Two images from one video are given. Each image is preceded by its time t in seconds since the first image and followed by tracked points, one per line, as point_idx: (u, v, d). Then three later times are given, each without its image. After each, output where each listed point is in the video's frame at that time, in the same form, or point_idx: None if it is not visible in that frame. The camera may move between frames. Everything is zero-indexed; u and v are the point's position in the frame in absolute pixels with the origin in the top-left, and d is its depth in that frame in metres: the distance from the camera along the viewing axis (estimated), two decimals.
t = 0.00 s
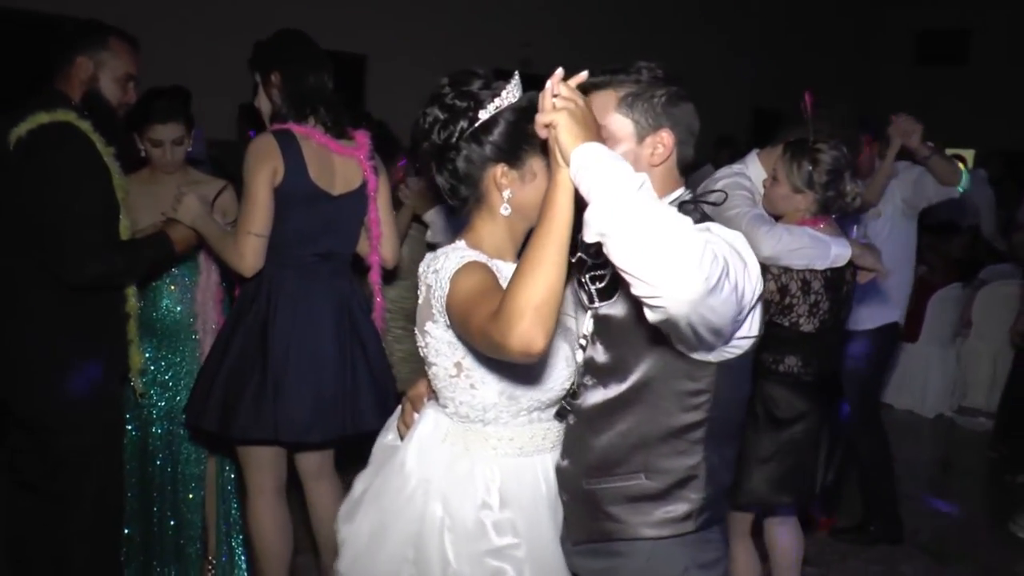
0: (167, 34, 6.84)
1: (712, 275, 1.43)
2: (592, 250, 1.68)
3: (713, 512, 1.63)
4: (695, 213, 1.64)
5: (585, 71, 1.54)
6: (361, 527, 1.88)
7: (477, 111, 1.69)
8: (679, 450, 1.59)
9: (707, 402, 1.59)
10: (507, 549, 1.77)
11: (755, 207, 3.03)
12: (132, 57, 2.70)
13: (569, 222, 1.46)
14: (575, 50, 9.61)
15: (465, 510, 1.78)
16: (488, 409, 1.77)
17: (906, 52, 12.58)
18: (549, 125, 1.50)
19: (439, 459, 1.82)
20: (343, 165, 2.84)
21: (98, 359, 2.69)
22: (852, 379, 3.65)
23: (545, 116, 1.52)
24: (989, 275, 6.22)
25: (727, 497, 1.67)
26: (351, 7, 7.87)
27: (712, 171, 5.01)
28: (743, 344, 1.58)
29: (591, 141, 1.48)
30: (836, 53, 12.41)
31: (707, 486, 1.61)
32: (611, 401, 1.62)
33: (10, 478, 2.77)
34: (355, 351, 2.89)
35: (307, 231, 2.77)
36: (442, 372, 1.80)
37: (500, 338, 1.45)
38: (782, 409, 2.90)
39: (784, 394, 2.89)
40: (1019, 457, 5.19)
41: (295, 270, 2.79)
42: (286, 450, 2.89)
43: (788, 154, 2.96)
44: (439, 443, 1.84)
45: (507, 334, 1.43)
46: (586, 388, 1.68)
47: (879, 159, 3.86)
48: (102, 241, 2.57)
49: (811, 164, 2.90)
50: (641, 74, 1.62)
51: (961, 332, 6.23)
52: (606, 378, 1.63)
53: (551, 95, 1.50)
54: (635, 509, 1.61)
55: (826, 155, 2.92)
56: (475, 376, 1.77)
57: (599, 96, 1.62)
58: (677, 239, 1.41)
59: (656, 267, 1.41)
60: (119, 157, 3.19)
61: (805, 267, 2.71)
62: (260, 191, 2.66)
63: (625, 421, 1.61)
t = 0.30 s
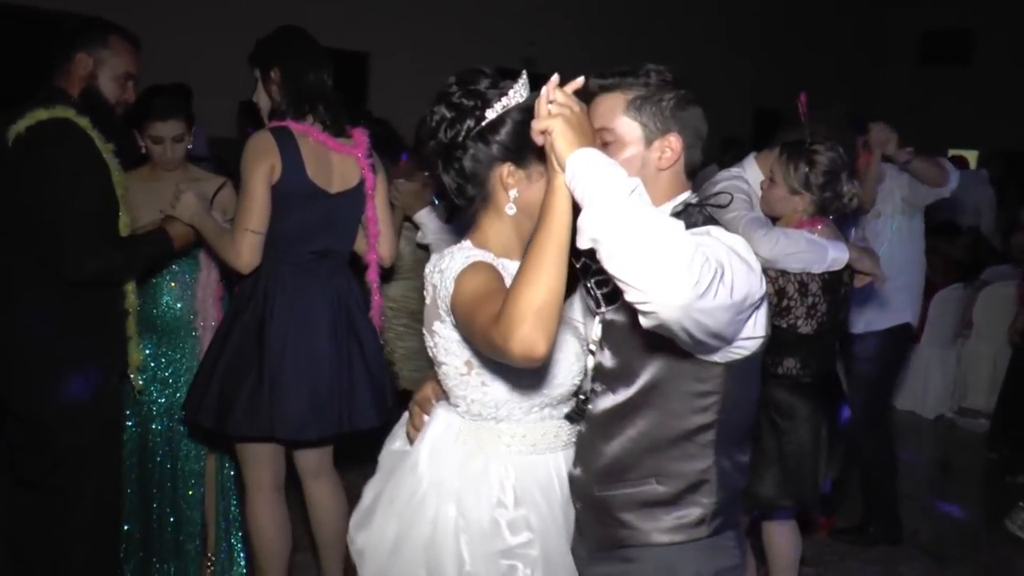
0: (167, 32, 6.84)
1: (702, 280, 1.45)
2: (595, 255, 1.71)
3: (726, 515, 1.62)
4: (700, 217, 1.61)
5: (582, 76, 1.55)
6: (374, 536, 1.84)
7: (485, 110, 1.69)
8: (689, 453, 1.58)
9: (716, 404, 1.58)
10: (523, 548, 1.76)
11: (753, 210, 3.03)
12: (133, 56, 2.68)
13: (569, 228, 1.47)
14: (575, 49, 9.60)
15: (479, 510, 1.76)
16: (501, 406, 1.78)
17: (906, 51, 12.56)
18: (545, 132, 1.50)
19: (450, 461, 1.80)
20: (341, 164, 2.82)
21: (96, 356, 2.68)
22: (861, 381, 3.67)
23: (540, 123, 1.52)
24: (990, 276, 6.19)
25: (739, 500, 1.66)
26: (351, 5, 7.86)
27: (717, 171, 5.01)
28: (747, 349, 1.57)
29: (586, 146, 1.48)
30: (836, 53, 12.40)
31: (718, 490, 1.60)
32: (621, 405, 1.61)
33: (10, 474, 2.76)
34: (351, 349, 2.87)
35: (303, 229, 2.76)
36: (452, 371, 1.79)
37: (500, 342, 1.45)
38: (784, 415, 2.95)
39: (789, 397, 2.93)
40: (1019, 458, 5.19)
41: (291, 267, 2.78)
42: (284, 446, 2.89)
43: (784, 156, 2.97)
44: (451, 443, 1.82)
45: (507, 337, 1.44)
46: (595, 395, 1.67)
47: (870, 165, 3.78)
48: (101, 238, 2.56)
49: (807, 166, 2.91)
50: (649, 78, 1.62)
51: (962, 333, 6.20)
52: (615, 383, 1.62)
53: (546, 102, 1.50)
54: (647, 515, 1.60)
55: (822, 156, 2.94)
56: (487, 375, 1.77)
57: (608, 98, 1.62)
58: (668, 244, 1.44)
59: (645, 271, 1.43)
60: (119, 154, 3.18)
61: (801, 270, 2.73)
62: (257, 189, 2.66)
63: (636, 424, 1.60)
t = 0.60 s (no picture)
0: (168, 32, 6.85)
1: (697, 289, 1.44)
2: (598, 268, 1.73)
3: (737, 525, 1.62)
4: (708, 227, 1.61)
5: (581, 88, 1.56)
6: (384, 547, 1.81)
7: (494, 117, 1.69)
8: (700, 464, 1.58)
9: (724, 415, 1.58)
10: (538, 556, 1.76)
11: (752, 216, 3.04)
12: (136, 57, 2.68)
13: (571, 243, 1.47)
14: (576, 50, 9.60)
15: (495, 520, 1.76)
16: (512, 413, 1.78)
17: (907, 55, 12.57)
18: (543, 144, 1.51)
19: (461, 470, 1.80)
20: (341, 165, 2.82)
21: (97, 357, 2.68)
22: (874, 386, 3.69)
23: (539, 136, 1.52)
24: (993, 280, 6.15)
25: (748, 513, 1.65)
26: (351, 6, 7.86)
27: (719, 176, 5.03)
28: (752, 360, 1.57)
29: (585, 158, 1.49)
30: (835, 53, 12.40)
31: (727, 502, 1.60)
32: (632, 417, 1.61)
33: (10, 473, 2.76)
34: (350, 351, 2.88)
35: (302, 231, 2.76)
36: (463, 381, 1.79)
37: (510, 354, 1.45)
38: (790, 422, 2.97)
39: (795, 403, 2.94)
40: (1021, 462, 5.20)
41: (290, 268, 2.77)
42: (285, 448, 2.89)
43: (783, 161, 2.96)
44: (461, 452, 1.81)
45: (515, 350, 1.44)
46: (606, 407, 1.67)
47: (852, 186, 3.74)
48: (101, 238, 2.56)
49: (806, 170, 2.91)
50: (660, 86, 1.62)
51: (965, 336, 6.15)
52: (625, 395, 1.62)
53: (545, 115, 1.50)
54: (659, 529, 1.59)
55: (822, 160, 2.92)
56: (499, 383, 1.78)
57: (618, 106, 1.63)
58: (664, 255, 1.43)
59: (639, 283, 1.44)
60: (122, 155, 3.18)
61: (801, 276, 2.76)
62: (257, 190, 2.66)
63: (647, 435, 1.59)
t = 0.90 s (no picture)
0: (170, 36, 6.87)
1: (693, 305, 1.44)
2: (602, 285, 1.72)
3: (741, 538, 1.62)
4: (714, 239, 1.62)
5: (579, 106, 1.56)
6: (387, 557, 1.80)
7: (502, 130, 1.69)
8: (706, 478, 1.58)
9: (730, 428, 1.58)
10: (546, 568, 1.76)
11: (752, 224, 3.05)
12: (135, 61, 2.68)
13: (572, 259, 1.48)
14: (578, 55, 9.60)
15: (502, 532, 1.76)
16: (521, 424, 1.79)
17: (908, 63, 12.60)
18: (543, 162, 1.52)
19: (469, 481, 1.80)
20: (339, 171, 2.83)
21: (97, 361, 2.68)
22: (882, 395, 3.69)
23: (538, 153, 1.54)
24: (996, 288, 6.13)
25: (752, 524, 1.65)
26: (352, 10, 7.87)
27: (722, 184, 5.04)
28: (757, 375, 1.58)
29: (583, 174, 1.49)
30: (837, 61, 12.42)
31: (732, 515, 1.60)
32: (637, 431, 1.61)
33: (9, 476, 2.75)
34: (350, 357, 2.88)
35: (301, 235, 2.75)
36: (472, 394, 1.80)
37: (523, 374, 1.47)
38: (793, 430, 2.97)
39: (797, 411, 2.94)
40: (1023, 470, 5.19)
41: (289, 273, 2.77)
42: (285, 453, 2.89)
43: (782, 168, 2.95)
44: (469, 462, 1.81)
45: (528, 370, 1.46)
46: (611, 420, 1.67)
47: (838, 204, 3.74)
48: (100, 241, 2.55)
49: (805, 178, 2.90)
50: (669, 96, 1.62)
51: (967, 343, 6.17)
52: (631, 408, 1.63)
53: (542, 133, 1.52)
54: (663, 542, 1.60)
55: (820, 167, 2.91)
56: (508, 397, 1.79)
57: (627, 117, 1.63)
58: (665, 271, 1.43)
59: (636, 300, 1.43)
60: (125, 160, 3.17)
61: (801, 282, 2.75)
62: (256, 197, 2.67)
63: (653, 450, 1.59)
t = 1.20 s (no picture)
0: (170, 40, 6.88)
1: (688, 320, 1.44)
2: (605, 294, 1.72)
3: (742, 544, 1.62)
4: (716, 248, 1.62)
5: (577, 117, 1.57)
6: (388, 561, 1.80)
7: (507, 141, 1.69)
8: (710, 485, 1.58)
9: (734, 435, 1.57)
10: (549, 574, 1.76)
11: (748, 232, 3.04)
12: (131, 64, 2.68)
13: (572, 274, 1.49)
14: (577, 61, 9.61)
15: (506, 539, 1.75)
16: (526, 432, 1.79)
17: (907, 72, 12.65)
18: (542, 176, 1.51)
19: (474, 488, 1.79)
20: (336, 176, 2.82)
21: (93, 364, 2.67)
22: (881, 404, 3.70)
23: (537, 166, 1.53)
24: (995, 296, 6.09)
25: (753, 530, 1.64)
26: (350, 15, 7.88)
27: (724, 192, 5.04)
28: (755, 387, 1.58)
29: (583, 187, 1.49)
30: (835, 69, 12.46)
31: (734, 521, 1.59)
32: (639, 439, 1.61)
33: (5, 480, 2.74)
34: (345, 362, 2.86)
35: (298, 241, 2.75)
36: (477, 405, 1.80)
37: (538, 390, 1.47)
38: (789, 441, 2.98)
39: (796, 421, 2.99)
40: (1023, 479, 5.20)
41: (286, 279, 2.76)
42: (281, 457, 2.88)
43: (777, 176, 2.95)
44: (475, 468, 1.81)
45: (543, 386, 1.46)
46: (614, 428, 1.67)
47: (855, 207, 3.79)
48: (96, 246, 2.55)
49: (801, 186, 2.91)
50: (672, 103, 1.62)
51: (966, 351, 6.18)
52: (633, 416, 1.63)
53: (541, 147, 1.52)
54: (662, 548, 1.60)
55: (816, 176, 2.91)
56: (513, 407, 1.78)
57: (630, 123, 1.63)
58: (662, 287, 1.44)
59: (632, 316, 1.44)
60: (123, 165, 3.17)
61: (800, 285, 2.74)
62: (253, 204, 2.66)
63: (658, 460, 1.59)
